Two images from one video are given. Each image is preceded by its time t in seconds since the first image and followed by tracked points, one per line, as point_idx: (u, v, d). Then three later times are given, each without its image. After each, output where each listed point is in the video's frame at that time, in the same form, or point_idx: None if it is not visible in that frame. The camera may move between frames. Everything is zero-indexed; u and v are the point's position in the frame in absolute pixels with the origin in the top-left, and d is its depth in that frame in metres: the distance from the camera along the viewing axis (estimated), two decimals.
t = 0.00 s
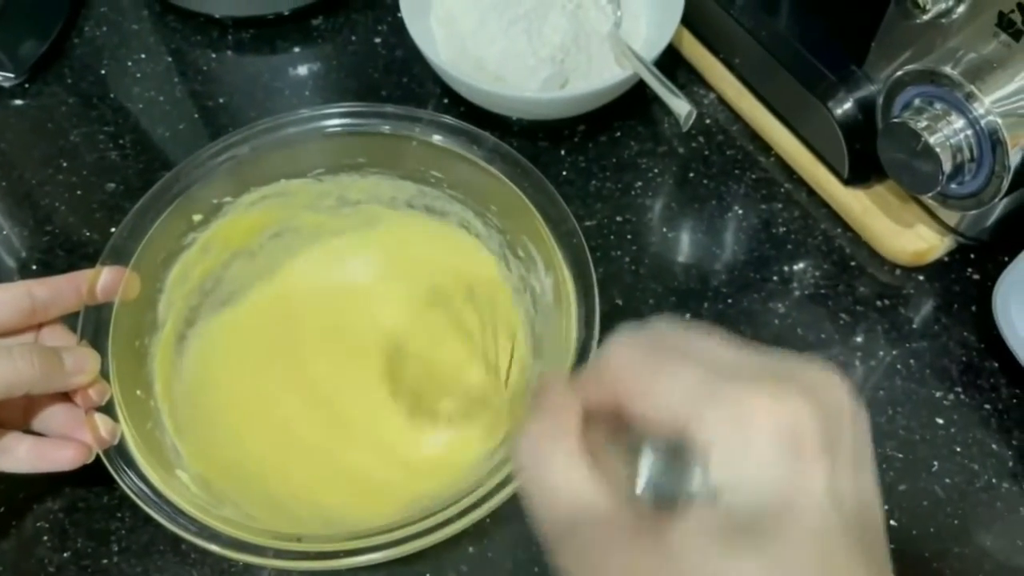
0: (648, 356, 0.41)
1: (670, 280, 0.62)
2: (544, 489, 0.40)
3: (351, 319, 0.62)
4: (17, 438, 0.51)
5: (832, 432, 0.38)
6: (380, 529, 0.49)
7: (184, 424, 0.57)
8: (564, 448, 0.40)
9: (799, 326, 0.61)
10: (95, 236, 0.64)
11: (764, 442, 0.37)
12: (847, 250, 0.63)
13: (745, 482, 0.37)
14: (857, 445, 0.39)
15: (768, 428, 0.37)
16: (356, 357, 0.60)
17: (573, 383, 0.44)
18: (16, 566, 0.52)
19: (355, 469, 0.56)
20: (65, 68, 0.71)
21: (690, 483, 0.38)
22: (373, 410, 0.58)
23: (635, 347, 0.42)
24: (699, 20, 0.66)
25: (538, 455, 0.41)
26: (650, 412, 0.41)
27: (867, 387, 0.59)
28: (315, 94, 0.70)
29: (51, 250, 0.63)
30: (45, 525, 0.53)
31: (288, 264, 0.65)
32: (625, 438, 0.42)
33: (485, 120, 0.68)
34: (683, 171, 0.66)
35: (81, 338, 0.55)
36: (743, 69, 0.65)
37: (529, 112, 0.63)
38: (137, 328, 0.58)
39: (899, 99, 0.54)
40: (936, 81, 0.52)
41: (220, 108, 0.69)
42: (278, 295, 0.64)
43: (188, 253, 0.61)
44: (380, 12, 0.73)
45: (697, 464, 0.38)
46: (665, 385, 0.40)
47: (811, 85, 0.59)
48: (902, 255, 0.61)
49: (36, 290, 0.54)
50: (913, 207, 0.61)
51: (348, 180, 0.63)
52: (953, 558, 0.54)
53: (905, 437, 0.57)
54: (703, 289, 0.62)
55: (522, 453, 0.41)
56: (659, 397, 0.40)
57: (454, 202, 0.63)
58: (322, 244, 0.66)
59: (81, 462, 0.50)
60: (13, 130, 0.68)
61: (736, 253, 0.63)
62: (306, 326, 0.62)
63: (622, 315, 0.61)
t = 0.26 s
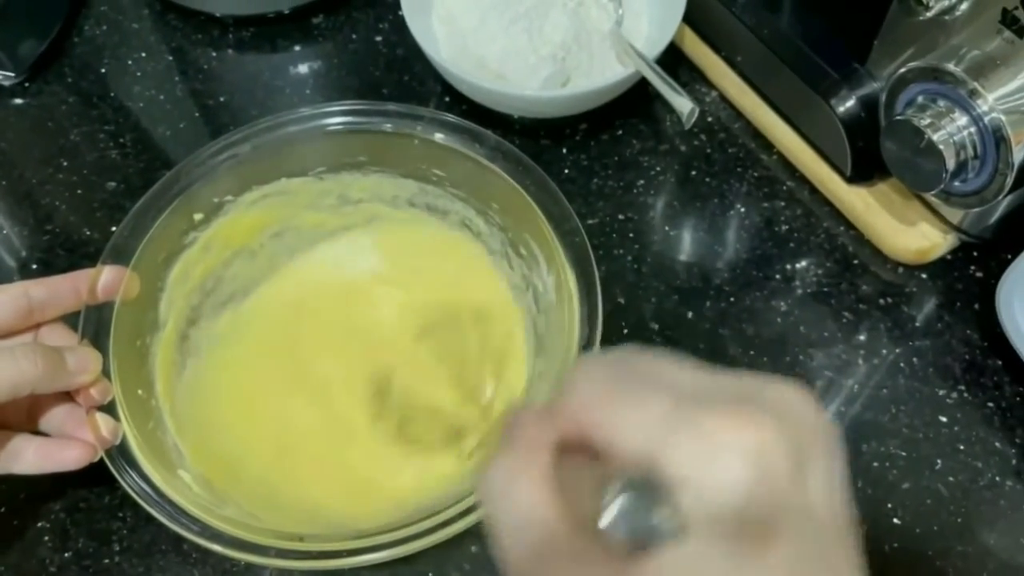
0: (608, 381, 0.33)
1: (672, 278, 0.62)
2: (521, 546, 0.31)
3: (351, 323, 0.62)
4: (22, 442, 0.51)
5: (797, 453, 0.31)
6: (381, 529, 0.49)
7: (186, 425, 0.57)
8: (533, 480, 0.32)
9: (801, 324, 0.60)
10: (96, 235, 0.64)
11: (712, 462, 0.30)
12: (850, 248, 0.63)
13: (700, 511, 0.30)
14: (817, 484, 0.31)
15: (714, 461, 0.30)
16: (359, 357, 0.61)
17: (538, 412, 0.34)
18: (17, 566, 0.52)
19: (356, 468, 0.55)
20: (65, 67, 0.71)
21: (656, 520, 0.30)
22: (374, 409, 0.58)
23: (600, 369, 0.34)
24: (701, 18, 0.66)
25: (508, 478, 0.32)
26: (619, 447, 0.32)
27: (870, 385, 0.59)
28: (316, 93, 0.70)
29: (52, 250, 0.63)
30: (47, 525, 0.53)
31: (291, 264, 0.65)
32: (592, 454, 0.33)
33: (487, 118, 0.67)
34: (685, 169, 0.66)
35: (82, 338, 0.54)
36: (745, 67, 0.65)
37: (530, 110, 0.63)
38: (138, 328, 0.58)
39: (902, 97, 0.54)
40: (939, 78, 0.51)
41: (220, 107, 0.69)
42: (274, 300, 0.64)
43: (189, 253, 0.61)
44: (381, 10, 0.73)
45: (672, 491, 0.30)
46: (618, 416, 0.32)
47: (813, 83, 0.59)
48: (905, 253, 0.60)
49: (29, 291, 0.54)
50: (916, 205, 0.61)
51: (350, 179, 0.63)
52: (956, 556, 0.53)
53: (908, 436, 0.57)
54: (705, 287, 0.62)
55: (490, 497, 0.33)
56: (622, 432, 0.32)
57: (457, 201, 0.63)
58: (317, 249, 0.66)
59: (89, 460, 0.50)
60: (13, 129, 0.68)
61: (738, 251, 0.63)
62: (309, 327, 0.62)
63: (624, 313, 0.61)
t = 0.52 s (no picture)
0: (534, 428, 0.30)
1: (671, 279, 0.62)
2: None
3: (348, 327, 0.62)
4: (23, 444, 0.52)
5: (747, 491, 0.28)
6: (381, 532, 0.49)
7: (185, 427, 0.57)
8: (462, 545, 0.30)
9: (801, 325, 0.60)
10: (94, 236, 0.63)
11: (652, 497, 0.28)
12: (850, 248, 0.63)
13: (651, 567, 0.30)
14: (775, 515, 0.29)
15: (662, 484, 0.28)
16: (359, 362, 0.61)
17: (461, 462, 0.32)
18: (15, 566, 0.52)
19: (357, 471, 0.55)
20: (63, 67, 0.71)
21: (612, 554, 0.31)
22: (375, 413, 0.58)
23: (535, 412, 0.30)
24: (700, 18, 0.66)
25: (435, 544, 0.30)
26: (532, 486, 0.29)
27: (870, 386, 0.59)
28: (315, 93, 0.70)
29: (50, 250, 0.63)
30: (45, 526, 0.53)
31: (290, 267, 0.65)
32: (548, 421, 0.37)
33: (486, 118, 0.67)
34: (685, 169, 0.66)
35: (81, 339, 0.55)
36: (744, 67, 0.65)
37: (529, 110, 0.63)
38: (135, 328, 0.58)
39: (902, 97, 0.54)
40: (940, 79, 0.51)
41: (219, 107, 0.69)
42: (272, 303, 0.64)
43: (187, 253, 0.61)
44: (380, 10, 0.73)
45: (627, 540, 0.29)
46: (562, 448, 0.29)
47: (813, 83, 0.59)
48: (905, 253, 0.60)
49: (25, 293, 0.54)
50: (916, 205, 0.61)
51: (349, 179, 0.63)
52: (956, 557, 0.53)
53: (908, 437, 0.57)
54: (704, 288, 0.62)
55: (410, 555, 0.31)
56: (550, 471, 0.29)
57: (456, 202, 0.62)
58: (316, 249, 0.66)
59: (90, 461, 0.51)
60: (11, 129, 0.68)
61: (738, 252, 0.63)
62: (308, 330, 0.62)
63: (623, 314, 0.61)
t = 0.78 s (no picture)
0: (570, 397, 0.30)
1: (676, 273, 0.62)
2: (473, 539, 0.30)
3: (351, 321, 0.62)
4: (27, 447, 0.52)
5: (762, 481, 0.29)
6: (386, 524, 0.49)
7: (188, 419, 0.57)
8: (497, 502, 0.30)
9: (806, 319, 0.60)
10: (95, 229, 0.63)
11: (687, 472, 0.29)
12: (855, 243, 0.63)
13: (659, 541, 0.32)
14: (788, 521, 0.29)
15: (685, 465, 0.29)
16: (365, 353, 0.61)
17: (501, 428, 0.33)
18: (16, 560, 0.52)
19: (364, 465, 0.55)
20: (65, 60, 0.70)
21: (640, 531, 0.28)
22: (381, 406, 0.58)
23: (563, 382, 0.31)
24: (705, 11, 0.66)
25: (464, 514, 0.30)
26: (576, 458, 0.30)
27: (875, 381, 0.58)
28: (317, 87, 0.69)
29: (50, 244, 0.63)
30: (46, 520, 0.53)
31: (295, 260, 0.65)
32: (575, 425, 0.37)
33: (489, 112, 0.67)
34: (689, 163, 0.65)
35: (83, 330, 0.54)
36: (749, 61, 0.65)
37: (533, 104, 0.62)
38: (138, 321, 0.58)
39: (908, 90, 0.54)
40: (947, 71, 0.51)
41: (221, 101, 0.68)
42: (272, 296, 0.64)
43: (189, 245, 0.61)
44: (383, 4, 0.72)
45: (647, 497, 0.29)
46: (600, 420, 0.30)
47: (819, 76, 0.59)
48: (911, 247, 0.60)
49: (28, 292, 0.54)
50: (921, 199, 0.61)
51: (353, 172, 0.63)
52: (962, 553, 0.53)
53: (914, 432, 0.56)
54: (709, 282, 0.61)
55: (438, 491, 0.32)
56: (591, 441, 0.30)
57: (460, 195, 0.62)
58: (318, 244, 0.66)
59: (99, 463, 0.51)
60: (13, 122, 0.68)
61: (743, 246, 0.63)
62: (314, 322, 0.62)
63: (628, 308, 0.60)
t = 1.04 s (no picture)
0: (555, 393, 0.36)
1: (677, 272, 0.62)
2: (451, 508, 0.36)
3: (351, 318, 0.62)
4: (51, 471, 0.52)
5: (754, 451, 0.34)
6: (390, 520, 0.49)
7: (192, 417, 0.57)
8: (491, 498, 0.35)
9: (807, 318, 0.60)
10: (100, 227, 0.63)
11: (673, 472, 0.33)
12: (856, 242, 0.63)
13: (654, 536, 0.33)
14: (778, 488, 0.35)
15: (673, 465, 0.33)
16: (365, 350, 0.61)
17: (483, 427, 0.38)
18: (22, 556, 0.52)
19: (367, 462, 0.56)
20: (70, 59, 0.71)
21: (627, 518, 0.34)
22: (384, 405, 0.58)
23: (552, 379, 0.37)
24: (707, 11, 0.66)
25: (463, 507, 0.35)
26: (564, 451, 0.36)
27: (875, 379, 0.59)
28: (321, 86, 0.70)
29: (55, 242, 0.63)
30: (52, 515, 0.53)
31: (296, 257, 0.66)
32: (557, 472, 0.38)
33: (492, 111, 0.67)
34: (691, 163, 0.66)
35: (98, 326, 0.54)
36: (751, 61, 0.65)
37: (536, 103, 0.63)
38: (142, 318, 0.58)
39: (909, 90, 0.54)
40: (947, 71, 0.51)
41: (225, 100, 0.69)
42: (279, 294, 0.64)
43: (195, 242, 0.61)
44: (386, 3, 0.73)
45: (631, 488, 0.34)
46: (588, 413, 0.35)
47: (820, 76, 0.59)
48: (912, 247, 0.60)
49: (54, 305, 0.55)
50: (921, 198, 0.61)
51: (357, 171, 0.63)
52: (961, 550, 0.53)
53: (914, 429, 0.57)
54: (710, 281, 0.62)
55: (437, 499, 0.37)
56: (577, 432, 0.35)
57: (463, 194, 0.63)
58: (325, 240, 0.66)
59: (124, 499, 0.51)
60: (18, 121, 0.68)
61: (744, 245, 0.63)
62: (315, 318, 0.63)
63: (629, 306, 0.61)
